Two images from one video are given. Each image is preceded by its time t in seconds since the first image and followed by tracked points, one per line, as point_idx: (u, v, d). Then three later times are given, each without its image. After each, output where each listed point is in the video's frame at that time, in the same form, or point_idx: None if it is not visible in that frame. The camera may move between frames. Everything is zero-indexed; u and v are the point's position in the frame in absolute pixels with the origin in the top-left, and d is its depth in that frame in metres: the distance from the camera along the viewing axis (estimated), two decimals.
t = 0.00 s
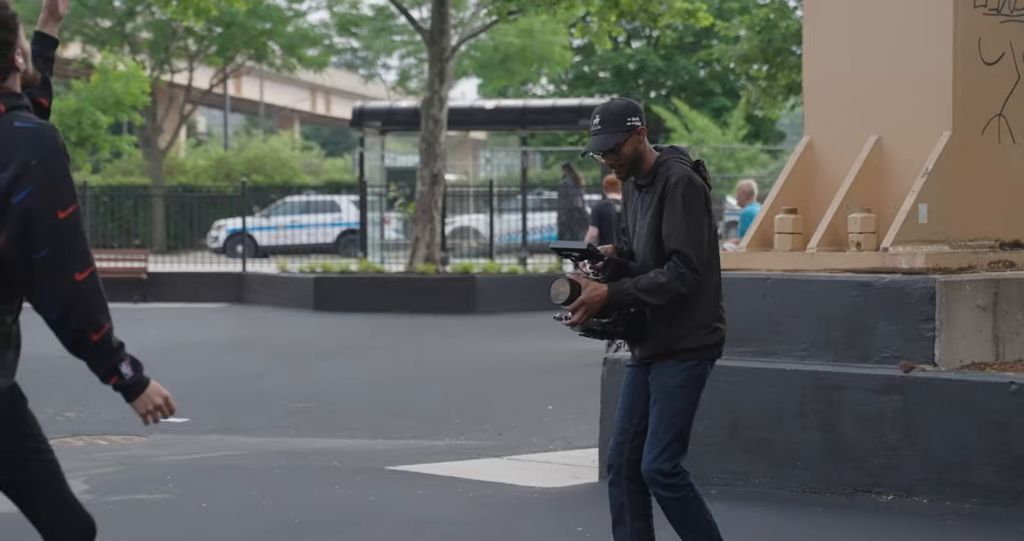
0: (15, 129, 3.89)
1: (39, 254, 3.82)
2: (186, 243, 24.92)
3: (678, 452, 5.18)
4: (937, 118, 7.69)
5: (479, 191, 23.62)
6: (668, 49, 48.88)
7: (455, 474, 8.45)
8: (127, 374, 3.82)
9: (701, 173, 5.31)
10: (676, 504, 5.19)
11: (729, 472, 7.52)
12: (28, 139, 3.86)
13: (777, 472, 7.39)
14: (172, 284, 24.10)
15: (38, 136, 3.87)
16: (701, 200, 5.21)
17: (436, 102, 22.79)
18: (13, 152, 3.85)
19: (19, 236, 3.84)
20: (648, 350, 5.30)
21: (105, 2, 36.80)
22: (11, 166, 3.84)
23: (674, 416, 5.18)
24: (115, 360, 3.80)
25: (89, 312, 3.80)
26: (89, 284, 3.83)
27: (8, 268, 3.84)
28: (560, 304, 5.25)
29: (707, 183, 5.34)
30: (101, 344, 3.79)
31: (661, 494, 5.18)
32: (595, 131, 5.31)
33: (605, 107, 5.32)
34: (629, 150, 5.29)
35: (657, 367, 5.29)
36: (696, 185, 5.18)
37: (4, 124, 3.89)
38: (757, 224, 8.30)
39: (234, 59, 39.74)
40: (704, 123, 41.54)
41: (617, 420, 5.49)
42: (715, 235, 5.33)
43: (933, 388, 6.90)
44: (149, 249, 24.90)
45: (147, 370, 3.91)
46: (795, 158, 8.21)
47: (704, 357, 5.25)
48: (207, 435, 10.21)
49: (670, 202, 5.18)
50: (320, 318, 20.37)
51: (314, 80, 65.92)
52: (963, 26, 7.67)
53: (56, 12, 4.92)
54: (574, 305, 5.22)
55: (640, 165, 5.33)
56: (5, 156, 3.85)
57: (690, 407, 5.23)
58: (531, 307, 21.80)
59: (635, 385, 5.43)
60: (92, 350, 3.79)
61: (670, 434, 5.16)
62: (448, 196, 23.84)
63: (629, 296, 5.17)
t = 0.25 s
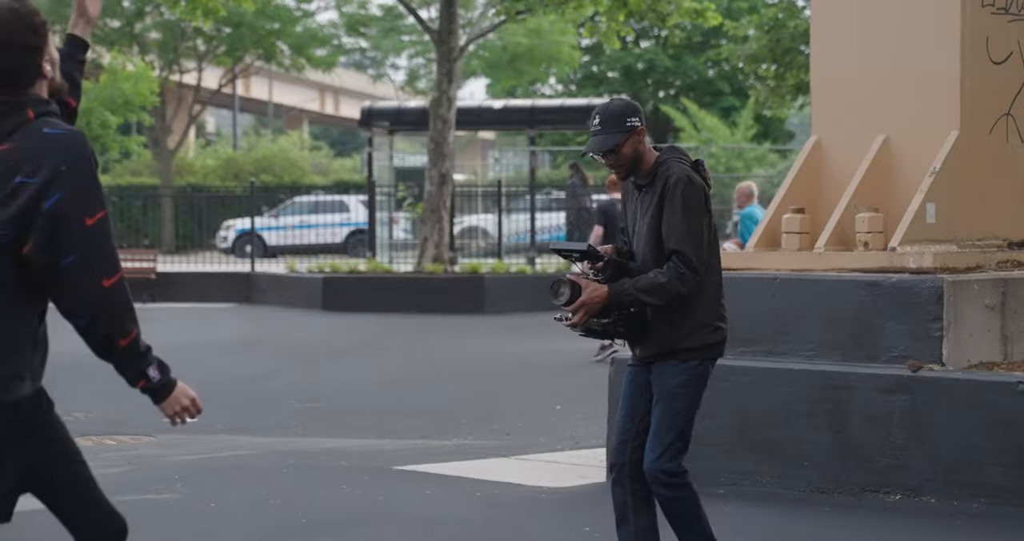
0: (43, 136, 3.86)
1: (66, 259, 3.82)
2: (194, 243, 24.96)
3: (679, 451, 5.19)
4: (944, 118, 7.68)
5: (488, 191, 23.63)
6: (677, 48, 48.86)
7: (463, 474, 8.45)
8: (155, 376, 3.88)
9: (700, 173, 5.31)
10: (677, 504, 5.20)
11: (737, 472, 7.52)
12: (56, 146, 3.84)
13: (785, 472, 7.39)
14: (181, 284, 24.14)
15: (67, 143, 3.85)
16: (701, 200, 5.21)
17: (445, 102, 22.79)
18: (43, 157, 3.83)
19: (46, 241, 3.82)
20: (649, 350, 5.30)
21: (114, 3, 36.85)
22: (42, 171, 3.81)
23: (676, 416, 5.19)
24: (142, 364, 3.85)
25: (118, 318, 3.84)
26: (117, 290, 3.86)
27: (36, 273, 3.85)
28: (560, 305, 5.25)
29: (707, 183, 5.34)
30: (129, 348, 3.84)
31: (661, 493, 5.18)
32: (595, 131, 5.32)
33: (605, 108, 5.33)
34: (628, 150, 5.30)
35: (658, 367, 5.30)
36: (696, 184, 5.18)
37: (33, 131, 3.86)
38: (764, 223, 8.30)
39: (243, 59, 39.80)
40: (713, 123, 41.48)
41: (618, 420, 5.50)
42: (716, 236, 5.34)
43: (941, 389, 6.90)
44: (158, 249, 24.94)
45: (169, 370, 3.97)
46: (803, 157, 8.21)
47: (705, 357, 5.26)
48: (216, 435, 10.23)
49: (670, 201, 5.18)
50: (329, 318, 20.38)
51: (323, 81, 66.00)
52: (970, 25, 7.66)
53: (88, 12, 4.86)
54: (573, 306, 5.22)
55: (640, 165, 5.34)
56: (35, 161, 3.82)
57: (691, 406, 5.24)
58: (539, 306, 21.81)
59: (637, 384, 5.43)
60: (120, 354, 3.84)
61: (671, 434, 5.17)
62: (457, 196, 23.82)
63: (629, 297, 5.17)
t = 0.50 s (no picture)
0: (72, 140, 3.89)
1: (94, 263, 3.84)
2: (200, 243, 24.99)
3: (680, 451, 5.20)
4: (949, 117, 7.67)
5: (493, 191, 23.65)
6: (683, 48, 48.87)
7: (467, 474, 8.46)
8: (181, 377, 3.90)
9: (698, 173, 5.32)
10: (675, 504, 5.22)
11: (741, 472, 7.52)
12: (85, 149, 3.86)
13: (789, 472, 7.39)
14: (186, 284, 24.17)
15: (95, 147, 3.87)
16: (699, 200, 5.23)
17: (450, 102, 22.79)
18: (72, 161, 3.85)
19: (74, 244, 3.84)
20: (648, 350, 5.30)
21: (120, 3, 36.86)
22: (71, 175, 3.83)
23: (678, 417, 5.20)
24: (169, 364, 3.87)
25: (146, 321, 3.86)
26: (145, 294, 3.88)
27: (64, 277, 3.86)
28: (559, 305, 5.25)
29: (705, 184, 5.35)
30: (157, 351, 3.86)
31: (661, 494, 5.20)
32: (593, 132, 5.33)
33: (603, 109, 5.35)
34: (627, 150, 5.31)
35: (659, 366, 5.30)
36: (695, 184, 5.19)
37: (61, 136, 3.89)
38: (768, 223, 8.30)
39: (249, 59, 39.85)
40: (719, 123, 41.47)
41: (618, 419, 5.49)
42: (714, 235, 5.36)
43: (946, 389, 6.89)
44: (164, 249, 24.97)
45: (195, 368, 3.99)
46: (807, 157, 8.20)
47: (705, 357, 5.26)
48: (220, 435, 10.25)
49: (669, 201, 5.19)
50: (334, 318, 20.40)
51: (329, 81, 66.07)
52: (974, 24, 7.65)
53: (129, 31, 5.03)
54: (572, 306, 5.21)
55: (638, 166, 5.35)
56: (64, 165, 3.84)
57: (692, 406, 5.25)
58: (544, 306, 21.81)
59: (637, 383, 5.44)
60: (147, 356, 3.86)
61: (672, 434, 5.18)
62: (461, 196, 23.77)
63: (628, 297, 5.17)
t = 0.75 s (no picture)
0: (100, 143, 3.88)
1: (122, 265, 3.83)
2: (204, 244, 25.00)
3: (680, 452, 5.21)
4: (952, 118, 7.67)
5: (496, 192, 23.69)
6: (687, 48, 48.83)
7: (470, 475, 8.47)
8: (208, 371, 3.95)
9: (696, 174, 5.33)
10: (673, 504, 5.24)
11: (743, 473, 7.53)
12: (113, 152, 3.86)
13: (792, 473, 7.39)
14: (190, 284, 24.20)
15: (123, 150, 3.87)
16: (698, 200, 5.23)
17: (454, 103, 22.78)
18: (100, 163, 3.85)
19: (104, 247, 3.83)
20: (647, 351, 5.31)
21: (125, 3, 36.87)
22: (99, 178, 3.83)
23: (678, 418, 5.20)
24: (195, 362, 3.92)
25: (174, 321, 3.88)
26: (171, 296, 3.88)
27: (94, 281, 3.86)
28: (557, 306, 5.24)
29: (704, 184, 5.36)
30: (185, 350, 3.90)
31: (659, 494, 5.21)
32: (592, 133, 5.34)
33: (602, 110, 5.36)
34: (626, 151, 5.31)
35: (658, 367, 5.30)
36: (693, 184, 5.20)
37: (90, 139, 3.89)
38: (772, 224, 8.30)
39: (253, 59, 39.86)
40: (723, 124, 41.43)
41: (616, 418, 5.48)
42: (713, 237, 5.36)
43: (949, 390, 6.89)
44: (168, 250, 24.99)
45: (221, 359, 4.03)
46: (811, 157, 8.20)
47: (704, 359, 5.27)
48: (224, 435, 10.26)
49: (668, 202, 5.19)
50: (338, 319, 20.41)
51: (333, 82, 66.09)
52: (977, 24, 7.65)
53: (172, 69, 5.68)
54: (571, 307, 5.21)
55: (637, 166, 5.35)
56: (92, 169, 3.84)
57: (691, 407, 5.26)
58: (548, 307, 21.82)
59: (636, 383, 5.44)
60: (175, 356, 3.89)
61: (673, 435, 5.19)
62: (466, 197, 23.84)
63: (627, 298, 5.18)
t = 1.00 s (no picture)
0: (130, 144, 3.90)
1: (149, 265, 3.82)
2: (208, 246, 25.02)
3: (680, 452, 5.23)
4: (954, 119, 7.67)
5: (500, 194, 23.73)
6: (691, 49, 48.80)
7: (472, 476, 8.48)
8: (233, 363, 3.92)
9: (696, 175, 5.33)
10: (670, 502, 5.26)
11: (746, 474, 7.53)
12: (141, 153, 3.86)
13: (794, 474, 7.39)
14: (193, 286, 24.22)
15: (151, 151, 3.87)
16: (698, 202, 5.24)
17: (457, 104, 22.76)
18: (131, 164, 3.85)
19: (133, 248, 3.82)
20: (646, 351, 5.32)
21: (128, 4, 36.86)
22: (129, 179, 3.83)
23: (678, 418, 5.21)
24: (221, 355, 3.90)
25: (198, 319, 3.86)
26: (195, 297, 3.85)
27: (125, 281, 3.86)
28: (558, 307, 5.24)
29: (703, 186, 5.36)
30: (209, 347, 3.87)
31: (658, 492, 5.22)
32: (592, 135, 5.34)
33: (602, 112, 5.36)
34: (625, 153, 5.32)
35: (658, 368, 5.30)
36: (693, 185, 5.20)
37: (120, 141, 3.90)
38: (774, 225, 8.30)
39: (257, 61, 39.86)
40: (727, 125, 41.38)
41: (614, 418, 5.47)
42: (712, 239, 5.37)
43: (951, 391, 6.89)
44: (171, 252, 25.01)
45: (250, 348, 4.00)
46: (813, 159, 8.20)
47: (703, 359, 5.28)
48: (227, 437, 10.28)
49: (667, 203, 5.19)
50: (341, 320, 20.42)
51: (337, 83, 66.08)
52: (980, 26, 7.65)
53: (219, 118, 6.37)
54: (571, 308, 5.20)
55: (637, 168, 5.36)
56: (122, 170, 3.84)
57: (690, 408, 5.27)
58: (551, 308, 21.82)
59: (635, 382, 5.44)
60: (201, 353, 3.88)
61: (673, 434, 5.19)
62: (470, 198, 23.80)
63: (626, 299, 5.18)
